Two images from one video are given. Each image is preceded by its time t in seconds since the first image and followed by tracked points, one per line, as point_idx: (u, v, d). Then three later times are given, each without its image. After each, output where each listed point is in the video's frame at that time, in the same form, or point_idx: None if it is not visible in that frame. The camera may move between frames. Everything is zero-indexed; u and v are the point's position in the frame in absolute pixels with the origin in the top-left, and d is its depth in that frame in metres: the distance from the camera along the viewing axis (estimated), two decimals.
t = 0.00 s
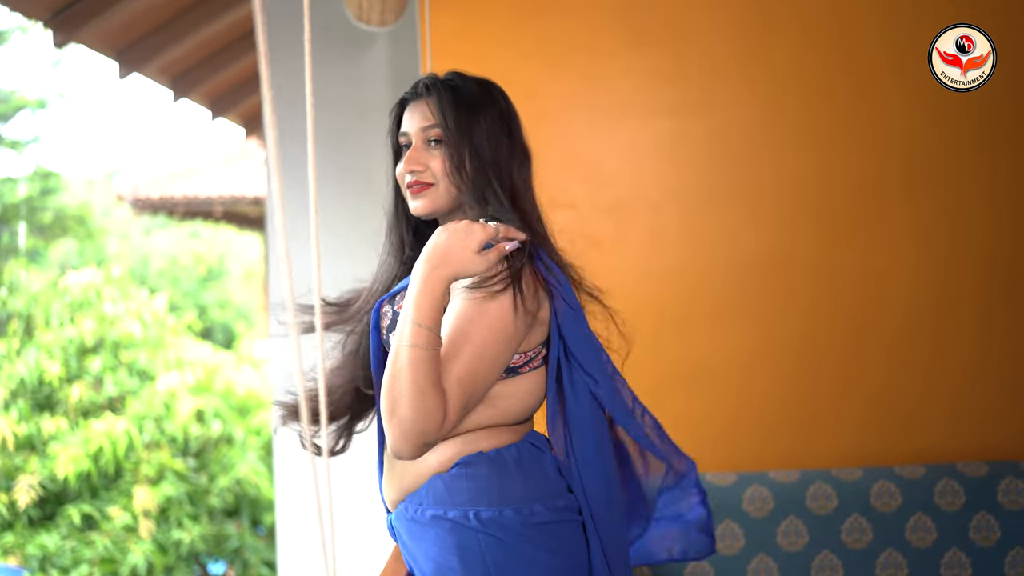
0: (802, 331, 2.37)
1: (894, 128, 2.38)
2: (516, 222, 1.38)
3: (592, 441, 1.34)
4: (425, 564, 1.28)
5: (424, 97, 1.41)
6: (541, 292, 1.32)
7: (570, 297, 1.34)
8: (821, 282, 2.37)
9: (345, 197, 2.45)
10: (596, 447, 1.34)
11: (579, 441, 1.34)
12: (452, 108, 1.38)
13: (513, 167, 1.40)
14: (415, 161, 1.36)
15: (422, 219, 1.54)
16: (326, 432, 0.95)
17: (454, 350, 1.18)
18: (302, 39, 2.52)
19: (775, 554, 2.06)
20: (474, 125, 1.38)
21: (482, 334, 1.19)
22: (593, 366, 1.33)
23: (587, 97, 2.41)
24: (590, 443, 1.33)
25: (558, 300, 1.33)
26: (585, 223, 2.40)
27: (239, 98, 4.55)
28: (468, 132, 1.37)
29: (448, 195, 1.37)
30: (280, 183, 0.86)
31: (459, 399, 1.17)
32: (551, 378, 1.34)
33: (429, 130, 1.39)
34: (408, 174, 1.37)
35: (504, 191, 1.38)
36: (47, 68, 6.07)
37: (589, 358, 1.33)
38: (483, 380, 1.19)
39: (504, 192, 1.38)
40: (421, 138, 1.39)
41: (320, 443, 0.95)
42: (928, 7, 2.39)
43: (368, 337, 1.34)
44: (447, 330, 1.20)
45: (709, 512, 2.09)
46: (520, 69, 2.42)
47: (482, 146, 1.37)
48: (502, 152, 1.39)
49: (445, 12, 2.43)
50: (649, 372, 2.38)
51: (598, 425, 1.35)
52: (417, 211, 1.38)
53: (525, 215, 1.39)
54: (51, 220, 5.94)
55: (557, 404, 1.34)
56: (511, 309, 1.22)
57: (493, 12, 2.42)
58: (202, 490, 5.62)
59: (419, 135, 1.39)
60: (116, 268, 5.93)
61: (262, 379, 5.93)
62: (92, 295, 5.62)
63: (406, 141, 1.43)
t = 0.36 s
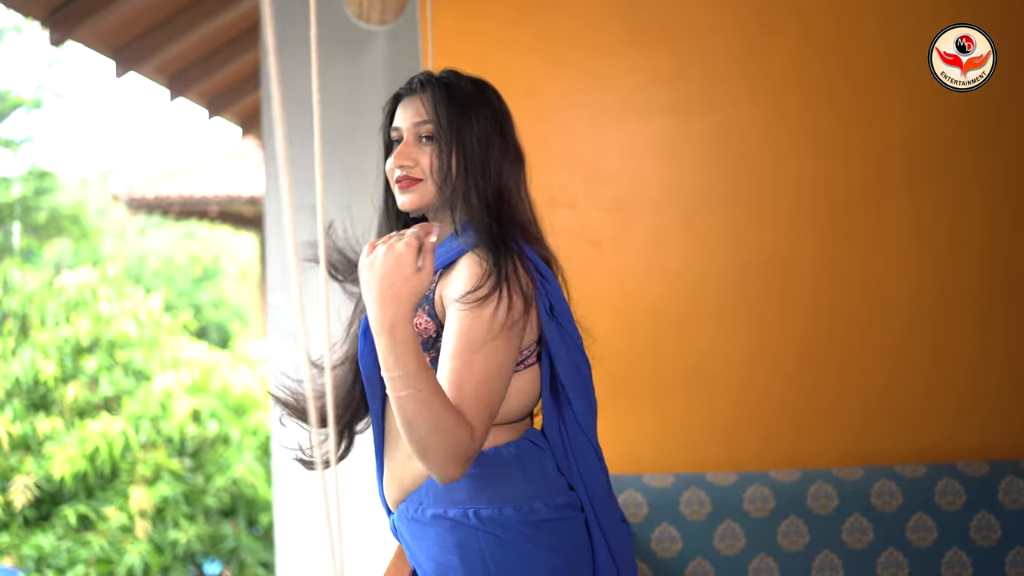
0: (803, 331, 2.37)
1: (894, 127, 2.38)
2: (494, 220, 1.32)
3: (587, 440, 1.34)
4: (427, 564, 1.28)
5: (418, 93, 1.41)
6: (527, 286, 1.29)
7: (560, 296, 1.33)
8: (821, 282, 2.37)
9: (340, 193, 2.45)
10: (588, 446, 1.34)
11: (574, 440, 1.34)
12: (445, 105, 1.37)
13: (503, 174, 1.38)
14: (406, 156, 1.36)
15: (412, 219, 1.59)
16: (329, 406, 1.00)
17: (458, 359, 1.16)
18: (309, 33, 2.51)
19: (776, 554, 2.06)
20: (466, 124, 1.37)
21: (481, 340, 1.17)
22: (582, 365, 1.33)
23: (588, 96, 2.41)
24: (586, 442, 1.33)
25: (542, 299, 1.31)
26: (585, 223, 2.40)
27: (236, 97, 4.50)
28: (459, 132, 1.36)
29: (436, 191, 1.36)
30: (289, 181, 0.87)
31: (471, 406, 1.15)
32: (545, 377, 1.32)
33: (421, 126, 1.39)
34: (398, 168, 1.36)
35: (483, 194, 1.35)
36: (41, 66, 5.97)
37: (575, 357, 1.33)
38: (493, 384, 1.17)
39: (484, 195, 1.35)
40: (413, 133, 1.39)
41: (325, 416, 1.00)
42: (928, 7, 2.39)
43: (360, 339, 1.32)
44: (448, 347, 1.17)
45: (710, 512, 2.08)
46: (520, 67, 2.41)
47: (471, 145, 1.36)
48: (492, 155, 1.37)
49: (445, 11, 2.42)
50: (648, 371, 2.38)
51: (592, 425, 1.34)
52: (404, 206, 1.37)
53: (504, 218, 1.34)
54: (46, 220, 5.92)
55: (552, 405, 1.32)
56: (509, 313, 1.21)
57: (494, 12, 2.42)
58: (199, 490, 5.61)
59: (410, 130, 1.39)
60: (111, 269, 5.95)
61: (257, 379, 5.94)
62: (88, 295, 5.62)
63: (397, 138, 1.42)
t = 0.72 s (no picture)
0: (804, 332, 2.37)
1: (894, 126, 2.38)
2: (490, 215, 1.32)
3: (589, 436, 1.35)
4: (434, 563, 1.28)
5: (409, 91, 1.42)
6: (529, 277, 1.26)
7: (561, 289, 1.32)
8: (822, 281, 2.37)
9: (340, 193, 2.46)
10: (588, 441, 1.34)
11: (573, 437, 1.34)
12: (435, 103, 1.38)
13: (494, 171, 1.39)
14: (396, 151, 1.36)
15: (401, 220, 1.58)
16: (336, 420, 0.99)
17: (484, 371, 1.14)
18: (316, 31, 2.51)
19: (777, 553, 2.05)
20: (456, 122, 1.38)
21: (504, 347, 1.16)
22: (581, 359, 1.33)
23: (589, 96, 2.41)
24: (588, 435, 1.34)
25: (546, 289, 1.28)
26: (585, 222, 2.39)
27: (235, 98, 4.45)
28: (450, 128, 1.37)
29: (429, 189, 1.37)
30: (298, 177, 0.84)
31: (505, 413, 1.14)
32: (547, 371, 1.32)
33: (411, 123, 1.39)
34: (388, 165, 1.37)
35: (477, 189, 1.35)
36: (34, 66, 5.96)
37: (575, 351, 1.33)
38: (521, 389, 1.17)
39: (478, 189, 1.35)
40: (404, 130, 1.39)
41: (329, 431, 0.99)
42: (928, 7, 2.39)
43: (365, 343, 1.35)
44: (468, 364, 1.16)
45: (712, 511, 2.08)
46: (520, 67, 2.41)
47: (461, 142, 1.37)
48: (483, 151, 1.38)
49: (445, 11, 2.42)
50: (648, 371, 2.37)
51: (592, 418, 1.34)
52: (396, 202, 1.37)
53: (499, 212, 1.34)
54: (41, 219, 5.98)
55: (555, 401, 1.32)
56: (522, 309, 1.20)
57: (494, 12, 2.42)
58: (195, 490, 5.61)
59: (401, 126, 1.39)
60: (108, 269, 5.95)
61: (254, 379, 5.94)
62: (84, 295, 5.59)
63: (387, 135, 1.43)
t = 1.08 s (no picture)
0: (804, 332, 2.36)
1: (896, 127, 2.38)
2: (486, 215, 1.32)
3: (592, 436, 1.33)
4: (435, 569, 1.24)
5: (408, 89, 1.40)
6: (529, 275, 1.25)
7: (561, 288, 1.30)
8: (824, 281, 2.37)
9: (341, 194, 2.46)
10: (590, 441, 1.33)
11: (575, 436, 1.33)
12: (435, 102, 1.37)
13: (493, 170, 1.38)
14: (394, 150, 1.35)
15: (400, 220, 1.58)
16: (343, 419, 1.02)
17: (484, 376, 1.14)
18: (322, 31, 2.49)
19: (779, 554, 2.05)
20: (455, 121, 1.37)
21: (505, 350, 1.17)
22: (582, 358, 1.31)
23: (589, 95, 2.40)
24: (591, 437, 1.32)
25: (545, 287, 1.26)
26: (587, 222, 2.39)
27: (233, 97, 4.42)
28: (449, 127, 1.36)
29: (428, 189, 1.35)
30: (307, 178, 0.84)
31: (500, 419, 1.14)
32: (547, 372, 1.31)
33: (410, 121, 1.38)
34: (386, 164, 1.35)
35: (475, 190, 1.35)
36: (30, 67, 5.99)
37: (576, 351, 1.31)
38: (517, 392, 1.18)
39: (476, 190, 1.34)
40: (402, 129, 1.37)
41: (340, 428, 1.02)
42: (928, 7, 2.39)
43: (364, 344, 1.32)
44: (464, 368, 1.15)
45: (713, 512, 2.08)
46: (521, 65, 2.40)
47: (461, 142, 1.36)
48: (482, 151, 1.37)
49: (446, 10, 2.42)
50: (649, 371, 2.37)
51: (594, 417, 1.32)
52: (394, 201, 1.35)
53: (497, 212, 1.34)
54: (37, 219, 5.98)
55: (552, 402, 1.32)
56: (518, 311, 1.19)
57: (494, 11, 2.41)
58: (193, 490, 5.58)
59: (399, 125, 1.37)
60: (104, 269, 5.94)
61: (252, 380, 5.91)
62: (80, 295, 5.60)
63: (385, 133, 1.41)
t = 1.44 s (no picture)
0: (805, 333, 2.36)
1: (897, 128, 2.38)
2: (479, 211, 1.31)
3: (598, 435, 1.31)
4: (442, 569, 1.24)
5: (396, 91, 1.39)
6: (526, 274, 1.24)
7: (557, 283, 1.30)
8: (825, 281, 2.37)
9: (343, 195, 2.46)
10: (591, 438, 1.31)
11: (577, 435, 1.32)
12: (424, 103, 1.36)
13: (484, 169, 1.37)
14: (385, 154, 1.34)
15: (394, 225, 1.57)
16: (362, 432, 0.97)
17: (474, 376, 1.12)
18: (331, 27, 2.48)
19: (782, 554, 2.05)
20: (445, 121, 1.36)
21: (499, 350, 1.15)
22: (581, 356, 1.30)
23: (590, 95, 2.40)
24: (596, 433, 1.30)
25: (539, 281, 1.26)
26: (589, 221, 2.38)
27: (230, 96, 4.40)
28: (439, 127, 1.35)
29: (422, 193, 1.34)
30: (319, 177, 0.83)
31: (492, 414, 1.13)
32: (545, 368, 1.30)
33: (399, 124, 1.37)
34: (378, 169, 1.35)
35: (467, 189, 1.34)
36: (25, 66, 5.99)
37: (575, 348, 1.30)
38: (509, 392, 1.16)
39: (467, 188, 1.34)
40: (392, 131, 1.37)
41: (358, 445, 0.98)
42: (929, 7, 2.39)
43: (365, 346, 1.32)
44: (456, 367, 1.13)
45: (716, 512, 2.07)
46: (522, 64, 2.40)
47: (452, 142, 1.35)
48: (473, 149, 1.36)
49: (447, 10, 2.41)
50: (650, 371, 2.36)
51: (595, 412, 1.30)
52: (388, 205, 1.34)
53: (490, 211, 1.33)
54: (33, 219, 5.97)
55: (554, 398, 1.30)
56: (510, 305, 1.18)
57: (495, 10, 2.41)
58: (190, 491, 5.59)
59: (389, 128, 1.37)
60: (100, 268, 5.93)
61: (249, 379, 5.91)
62: (76, 295, 5.60)
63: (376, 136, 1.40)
